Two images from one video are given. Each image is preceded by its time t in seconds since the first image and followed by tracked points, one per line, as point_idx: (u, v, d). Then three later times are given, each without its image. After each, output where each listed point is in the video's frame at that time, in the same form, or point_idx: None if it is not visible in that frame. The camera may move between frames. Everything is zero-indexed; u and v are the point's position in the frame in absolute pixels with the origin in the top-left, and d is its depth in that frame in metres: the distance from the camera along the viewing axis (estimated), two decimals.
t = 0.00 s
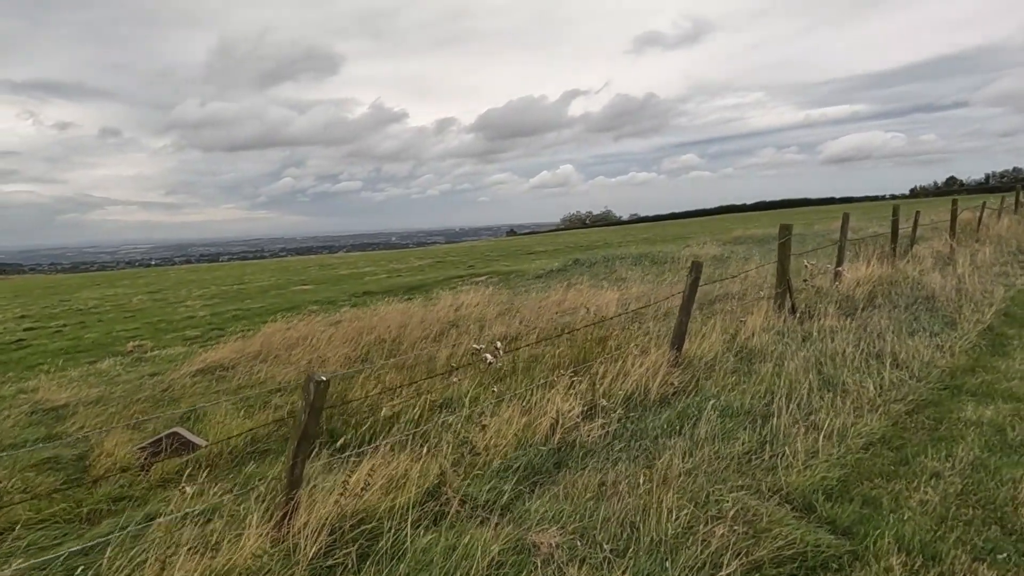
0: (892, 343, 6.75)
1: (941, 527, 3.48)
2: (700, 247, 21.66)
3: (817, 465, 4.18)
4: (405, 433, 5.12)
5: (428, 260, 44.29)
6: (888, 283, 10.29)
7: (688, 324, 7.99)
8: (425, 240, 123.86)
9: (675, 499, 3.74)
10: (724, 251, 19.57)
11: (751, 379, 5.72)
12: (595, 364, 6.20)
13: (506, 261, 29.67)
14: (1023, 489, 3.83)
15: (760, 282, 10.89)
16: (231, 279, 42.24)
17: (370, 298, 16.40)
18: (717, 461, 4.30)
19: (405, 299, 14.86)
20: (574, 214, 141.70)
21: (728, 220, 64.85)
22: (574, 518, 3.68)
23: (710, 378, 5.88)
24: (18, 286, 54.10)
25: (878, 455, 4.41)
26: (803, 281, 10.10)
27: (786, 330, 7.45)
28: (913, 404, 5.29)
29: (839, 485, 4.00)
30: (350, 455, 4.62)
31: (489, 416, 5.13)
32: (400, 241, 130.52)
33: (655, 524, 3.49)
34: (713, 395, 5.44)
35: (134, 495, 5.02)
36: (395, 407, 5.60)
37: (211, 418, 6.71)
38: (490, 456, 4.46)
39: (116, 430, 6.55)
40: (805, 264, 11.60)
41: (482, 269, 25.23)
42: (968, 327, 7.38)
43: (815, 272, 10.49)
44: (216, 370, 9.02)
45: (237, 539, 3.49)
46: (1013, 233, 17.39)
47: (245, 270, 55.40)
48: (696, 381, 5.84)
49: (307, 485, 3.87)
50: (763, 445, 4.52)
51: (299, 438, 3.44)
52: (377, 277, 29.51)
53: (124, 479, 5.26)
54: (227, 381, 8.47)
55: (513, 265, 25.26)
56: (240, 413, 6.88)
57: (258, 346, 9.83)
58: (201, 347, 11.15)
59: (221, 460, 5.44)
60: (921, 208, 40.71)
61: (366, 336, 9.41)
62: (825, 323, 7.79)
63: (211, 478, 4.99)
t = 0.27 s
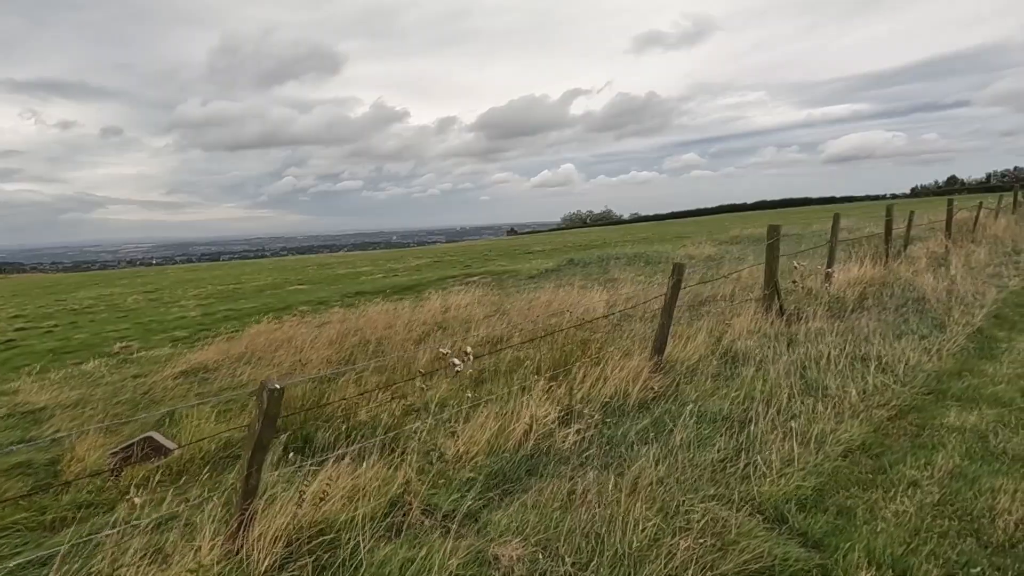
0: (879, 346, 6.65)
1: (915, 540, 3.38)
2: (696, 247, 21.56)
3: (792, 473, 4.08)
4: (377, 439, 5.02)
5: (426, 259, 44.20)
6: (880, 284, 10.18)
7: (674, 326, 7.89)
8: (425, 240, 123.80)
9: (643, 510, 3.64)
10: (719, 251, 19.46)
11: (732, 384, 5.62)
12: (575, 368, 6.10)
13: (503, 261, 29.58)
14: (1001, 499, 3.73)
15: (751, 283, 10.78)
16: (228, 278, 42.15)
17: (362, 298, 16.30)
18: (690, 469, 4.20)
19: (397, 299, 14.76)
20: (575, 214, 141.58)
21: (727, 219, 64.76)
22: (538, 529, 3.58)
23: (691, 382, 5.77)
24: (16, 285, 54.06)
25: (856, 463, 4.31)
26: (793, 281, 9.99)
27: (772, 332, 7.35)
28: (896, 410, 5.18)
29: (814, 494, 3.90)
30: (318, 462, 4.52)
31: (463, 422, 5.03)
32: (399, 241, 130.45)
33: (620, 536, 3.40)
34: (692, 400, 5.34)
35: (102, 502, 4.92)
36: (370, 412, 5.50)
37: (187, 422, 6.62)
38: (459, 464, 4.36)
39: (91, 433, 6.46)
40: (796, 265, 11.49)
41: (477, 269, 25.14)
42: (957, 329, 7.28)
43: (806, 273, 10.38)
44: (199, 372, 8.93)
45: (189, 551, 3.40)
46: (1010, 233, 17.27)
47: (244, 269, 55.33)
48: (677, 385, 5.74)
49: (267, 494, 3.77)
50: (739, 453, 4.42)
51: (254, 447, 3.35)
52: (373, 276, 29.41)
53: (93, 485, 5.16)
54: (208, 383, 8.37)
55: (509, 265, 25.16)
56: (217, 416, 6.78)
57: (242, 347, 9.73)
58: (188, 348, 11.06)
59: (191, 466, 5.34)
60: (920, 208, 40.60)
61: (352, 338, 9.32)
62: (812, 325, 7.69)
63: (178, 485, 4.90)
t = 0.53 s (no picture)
0: (868, 349, 6.55)
1: (894, 553, 3.28)
2: (691, 246, 21.47)
3: (773, 482, 3.99)
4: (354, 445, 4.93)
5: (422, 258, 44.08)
6: (872, 284, 10.08)
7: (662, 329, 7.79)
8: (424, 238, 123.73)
9: (618, 521, 3.54)
10: (714, 250, 19.37)
11: (717, 389, 5.53)
12: (558, 371, 6.01)
13: (499, 260, 29.47)
14: (985, 510, 3.64)
15: (743, 284, 10.69)
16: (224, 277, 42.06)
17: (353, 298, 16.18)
18: (669, 478, 4.11)
19: (388, 299, 14.66)
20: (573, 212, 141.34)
21: (724, 217, 64.69)
22: (509, 541, 3.49)
23: (676, 387, 5.68)
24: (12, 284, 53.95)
25: (840, 471, 4.22)
26: (785, 282, 9.89)
27: (760, 335, 7.26)
28: (882, 415, 5.09)
29: (794, 504, 3.81)
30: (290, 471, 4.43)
31: (441, 428, 4.94)
32: (398, 239, 130.37)
33: (592, 550, 3.30)
34: (676, 405, 5.25)
35: (73, 510, 4.83)
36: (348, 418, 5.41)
37: (167, 427, 6.52)
38: (434, 473, 4.27)
39: (68, 437, 6.36)
40: (789, 265, 11.39)
41: (472, 268, 25.06)
42: (948, 331, 7.18)
43: (798, 273, 10.28)
44: (184, 375, 8.83)
45: (149, 565, 3.30)
46: (1006, 232, 17.18)
47: (241, 267, 55.20)
48: (661, 389, 5.65)
49: (233, 506, 3.68)
50: (720, 460, 4.33)
51: (214, 458, 3.25)
52: (368, 275, 29.32)
53: (65, 493, 5.07)
54: (192, 386, 8.28)
55: (504, 264, 25.07)
56: (198, 421, 6.69)
57: (229, 349, 9.64)
58: (175, 349, 10.96)
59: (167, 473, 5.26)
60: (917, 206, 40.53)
61: (338, 340, 9.22)
62: (802, 326, 7.60)
63: (152, 494, 4.81)
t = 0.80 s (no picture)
0: (859, 349, 6.38)
1: (883, 567, 3.10)
2: (684, 244, 21.30)
3: (757, 490, 3.81)
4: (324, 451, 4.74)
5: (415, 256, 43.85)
6: (865, 282, 9.91)
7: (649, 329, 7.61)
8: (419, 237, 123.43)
9: (593, 533, 3.36)
10: (706, 248, 19.20)
11: (702, 391, 5.34)
12: (540, 372, 5.82)
13: (491, 259, 29.25)
14: (979, 519, 3.46)
15: (734, 282, 10.51)
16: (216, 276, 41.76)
17: (341, 298, 15.97)
18: (649, 485, 3.93)
19: (375, 299, 14.44)
20: (568, 211, 141.15)
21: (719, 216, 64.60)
22: (478, 554, 3.30)
23: (661, 389, 5.50)
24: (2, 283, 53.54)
25: (827, 478, 4.04)
26: (776, 280, 9.71)
27: (749, 334, 7.08)
28: (873, 418, 4.91)
29: (780, 513, 3.63)
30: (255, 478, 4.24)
31: (415, 433, 4.75)
32: (393, 238, 130.06)
33: (564, 565, 3.11)
34: (659, 409, 5.07)
35: (31, 518, 4.62)
36: (321, 422, 5.21)
37: (137, 430, 6.31)
38: (405, 480, 4.08)
39: (34, 441, 6.15)
40: (781, 263, 11.23)
41: (464, 267, 24.85)
42: (941, 330, 7.01)
43: (789, 270, 10.11)
44: (161, 376, 8.60)
45: None
46: (1000, 230, 17.05)
47: (233, 267, 54.88)
48: (645, 390, 5.47)
49: (188, 517, 3.48)
50: (703, 466, 4.15)
51: (161, 468, 3.05)
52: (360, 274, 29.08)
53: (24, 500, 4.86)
54: (169, 387, 8.07)
55: (495, 263, 24.87)
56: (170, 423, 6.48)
57: (208, 349, 9.42)
58: (156, 349, 10.74)
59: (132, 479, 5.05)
60: (910, 205, 40.45)
61: (320, 340, 9.01)
62: (792, 326, 7.42)
63: (113, 502, 4.60)
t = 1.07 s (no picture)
0: (853, 358, 6.15)
1: None
2: (677, 245, 21.08)
3: (743, 514, 3.56)
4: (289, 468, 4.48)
5: (408, 256, 43.56)
6: (859, 286, 9.69)
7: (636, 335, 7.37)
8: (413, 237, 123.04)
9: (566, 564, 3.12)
10: (699, 249, 18.98)
11: (688, 403, 5.10)
12: (520, 383, 5.57)
13: (484, 259, 29.00)
14: (979, 548, 3.22)
15: (725, 285, 10.29)
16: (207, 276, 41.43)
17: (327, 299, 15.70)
18: (629, 508, 3.68)
19: (362, 301, 14.18)
20: (563, 210, 140.87)
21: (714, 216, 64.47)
22: None
23: (645, 400, 5.26)
24: None
25: (818, 500, 3.80)
26: (768, 283, 9.49)
27: (739, 341, 6.85)
28: (867, 432, 4.68)
29: (767, 541, 3.39)
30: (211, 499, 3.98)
31: (385, 449, 4.50)
32: (388, 237, 129.72)
33: None
34: (643, 422, 4.83)
35: None
36: (288, 436, 4.96)
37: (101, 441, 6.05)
38: (369, 503, 3.83)
39: None
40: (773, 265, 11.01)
41: (455, 267, 24.59)
42: (938, 337, 6.78)
43: (782, 273, 9.88)
44: (134, 382, 8.33)
45: None
46: (995, 231, 16.86)
47: (226, 266, 54.52)
48: (629, 402, 5.23)
49: (130, 547, 3.23)
50: (686, 486, 3.91)
51: (92, 497, 2.80)
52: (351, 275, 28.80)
53: None
54: (141, 395, 7.81)
55: (487, 263, 24.62)
56: (136, 435, 6.22)
57: (185, 353, 9.15)
58: (133, 354, 10.47)
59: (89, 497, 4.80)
60: (906, 205, 40.31)
61: (299, 345, 8.76)
62: (784, 332, 7.19)
63: (63, 523, 4.35)
